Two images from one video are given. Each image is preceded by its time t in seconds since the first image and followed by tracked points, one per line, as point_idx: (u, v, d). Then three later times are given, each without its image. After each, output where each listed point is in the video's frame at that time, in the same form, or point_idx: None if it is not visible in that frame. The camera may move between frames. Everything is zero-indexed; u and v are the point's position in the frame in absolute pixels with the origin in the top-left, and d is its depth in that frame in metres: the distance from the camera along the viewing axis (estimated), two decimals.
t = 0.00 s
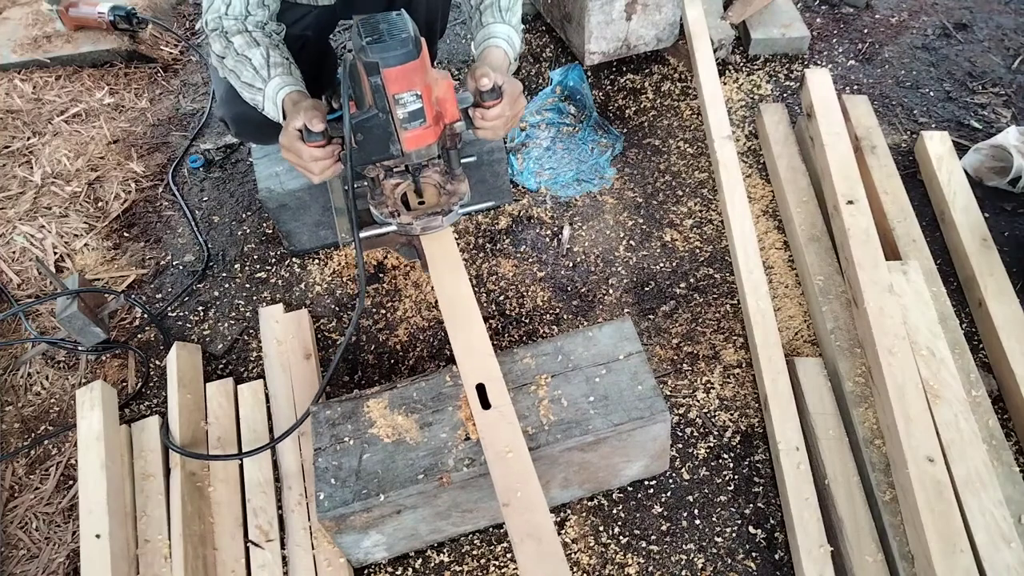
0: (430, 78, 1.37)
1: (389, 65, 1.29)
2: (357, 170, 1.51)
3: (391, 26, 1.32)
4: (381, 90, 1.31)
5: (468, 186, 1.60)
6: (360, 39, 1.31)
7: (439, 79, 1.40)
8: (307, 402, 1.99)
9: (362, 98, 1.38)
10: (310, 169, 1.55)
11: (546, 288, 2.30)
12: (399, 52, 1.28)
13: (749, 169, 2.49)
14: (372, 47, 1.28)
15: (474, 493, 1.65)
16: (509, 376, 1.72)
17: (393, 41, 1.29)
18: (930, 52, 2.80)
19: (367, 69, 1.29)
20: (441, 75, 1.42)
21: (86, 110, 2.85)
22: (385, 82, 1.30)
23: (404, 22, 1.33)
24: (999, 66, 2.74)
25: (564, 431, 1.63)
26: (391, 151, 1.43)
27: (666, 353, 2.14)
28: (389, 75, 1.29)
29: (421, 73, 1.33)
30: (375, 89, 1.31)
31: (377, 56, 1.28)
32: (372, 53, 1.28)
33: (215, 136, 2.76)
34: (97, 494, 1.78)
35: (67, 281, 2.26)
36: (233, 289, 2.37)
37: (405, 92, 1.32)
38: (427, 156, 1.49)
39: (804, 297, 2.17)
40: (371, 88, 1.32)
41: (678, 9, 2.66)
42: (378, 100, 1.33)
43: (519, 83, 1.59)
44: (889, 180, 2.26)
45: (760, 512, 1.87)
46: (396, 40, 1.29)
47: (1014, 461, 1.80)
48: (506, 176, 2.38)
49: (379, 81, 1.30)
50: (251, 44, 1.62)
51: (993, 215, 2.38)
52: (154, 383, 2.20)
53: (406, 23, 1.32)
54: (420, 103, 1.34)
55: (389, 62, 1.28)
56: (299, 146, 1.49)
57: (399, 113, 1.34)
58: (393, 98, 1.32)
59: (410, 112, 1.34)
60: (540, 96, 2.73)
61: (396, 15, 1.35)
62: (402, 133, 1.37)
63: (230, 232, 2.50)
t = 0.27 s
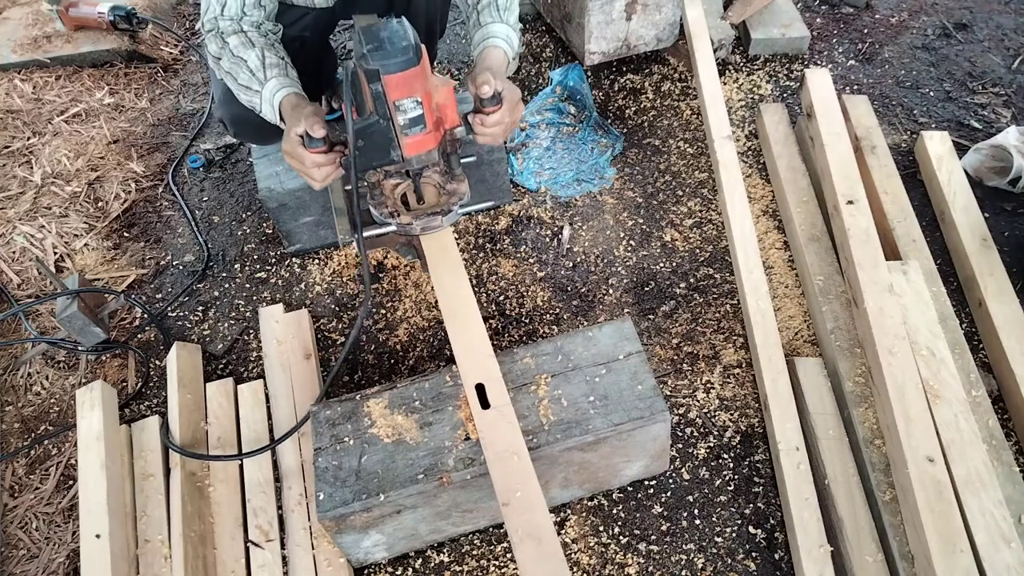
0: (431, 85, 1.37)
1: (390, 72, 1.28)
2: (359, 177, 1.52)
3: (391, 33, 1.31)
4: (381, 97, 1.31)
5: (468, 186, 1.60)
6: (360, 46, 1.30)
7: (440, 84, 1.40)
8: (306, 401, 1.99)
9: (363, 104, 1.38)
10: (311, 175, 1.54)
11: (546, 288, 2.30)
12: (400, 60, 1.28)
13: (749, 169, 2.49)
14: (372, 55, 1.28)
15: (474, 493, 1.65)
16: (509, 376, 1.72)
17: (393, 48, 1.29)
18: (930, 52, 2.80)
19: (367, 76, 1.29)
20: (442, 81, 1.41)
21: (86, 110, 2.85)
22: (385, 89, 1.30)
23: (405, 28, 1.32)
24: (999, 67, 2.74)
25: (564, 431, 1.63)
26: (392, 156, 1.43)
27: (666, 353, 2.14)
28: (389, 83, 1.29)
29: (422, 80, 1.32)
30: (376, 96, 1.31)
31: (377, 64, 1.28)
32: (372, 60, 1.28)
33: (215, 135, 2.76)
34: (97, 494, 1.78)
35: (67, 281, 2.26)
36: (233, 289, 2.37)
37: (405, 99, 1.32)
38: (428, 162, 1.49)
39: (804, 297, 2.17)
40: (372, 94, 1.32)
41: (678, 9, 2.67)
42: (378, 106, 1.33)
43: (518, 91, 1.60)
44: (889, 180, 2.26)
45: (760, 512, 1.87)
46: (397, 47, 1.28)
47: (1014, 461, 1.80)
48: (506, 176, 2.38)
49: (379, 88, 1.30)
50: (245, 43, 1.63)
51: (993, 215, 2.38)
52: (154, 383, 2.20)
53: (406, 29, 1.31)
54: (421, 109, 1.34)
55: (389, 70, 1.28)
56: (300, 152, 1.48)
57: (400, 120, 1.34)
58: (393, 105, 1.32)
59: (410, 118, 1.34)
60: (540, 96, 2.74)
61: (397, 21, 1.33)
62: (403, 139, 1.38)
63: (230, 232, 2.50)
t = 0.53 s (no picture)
0: (435, 97, 1.37)
1: (395, 85, 1.27)
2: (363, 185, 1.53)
3: (396, 46, 1.30)
4: (386, 109, 1.31)
5: (468, 185, 1.60)
6: (365, 59, 1.29)
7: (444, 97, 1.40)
8: (306, 401, 1.98)
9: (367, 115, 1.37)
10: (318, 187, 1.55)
11: (547, 288, 2.30)
12: (405, 73, 1.27)
13: (748, 169, 2.49)
14: (378, 67, 1.27)
15: (474, 493, 1.65)
16: (510, 376, 1.72)
17: (398, 61, 1.28)
18: (930, 52, 2.80)
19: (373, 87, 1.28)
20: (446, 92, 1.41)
21: (86, 110, 2.85)
22: (391, 101, 1.29)
23: (410, 41, 1.31)
24: (999, 67, 2.74)
25: (564, 432, 1.63)
26: (396, 167, 1.43)
27: (666, 353, 2.14)
28: (395, 95, 1.28)
29: (427, 92, 1.32)
30: (381, 108, 1.31)
31: (382, 76, 1.27)
32: (378, 73, 1.27)
33: (215, 135, 2.76)
34: (97, 494, 1.78)
35: (67, 281, 2.26)
36: (233, 289, 2.37)
37: (410, 111, 1.32)
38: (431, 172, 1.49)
39: (805, 297, 2.17)
40: (376, 106, 1.32)
41: (678, 9, 2.67)
42: (383, 118, 1.33)
43: (520, 102, 1.60)
44: (889, 179, 2.26)
45: (760, 512, 1.87)
46: (402, 60, 1.28)
47: (1014, 461, 1.80)
48: (505, 176, 2.38)
49: (385, 100, 1.30)
50: (249, 45, 1.62)
51: (993, 215, 2.38)
52: (154, 383, 2.20)
53: (412, 42, 1.30)
54: (425, 121, 1.34)
55: (394, 83, 1.27)
56: (306, 164, 1.49)
57: (404, 131, 1.34)
58: (398, 117, 1.32)
59: (414, 129, 1.34)
60: (540, 96, 2.73)
61: (403, 34, 1.33)
62: (406, 150, 1.38)
63: (230, 232, 2.50)
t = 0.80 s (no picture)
0: (430, 74, 1.37)
1: (389, 61, 1.28)
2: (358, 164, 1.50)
3: (390, 22, 1.32)
4: (381, 86, 1.31)
5: (467, 183, 1.61)
6: (360, 35, 1.30)
7: (438, 74, 1.40)
8: (306, 401, 1.98)
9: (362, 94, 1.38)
10: (313, 164, 1.54)
11: (547, 288, 2.30)
12: (399, 48, 1.28)
13: (748, 169, 2.49)
14: (372, 43, 1.28)
15: (474, 493, 1.65)
16: (510, 376, 1.72)
17: (392, 37, 1.29)
18: (930, 52, 2.80)
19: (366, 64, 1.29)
20: (441, 71, 1.42)
21: (86, 110, 2.85)
22: (385, 77, 1.30)
23: (404, 18, 1.33)
24: (998, 67, 2.74)
25: (564, 432, 1.63)
26: (390, 146, 1.42)
27: (666, 353, 2.14)
28: (389, 71, 1.29)
29: (421, 69, 1.33)
30: (375, 85, 1.31)
31: (377, 52, 1.28)
32: (372, 49, 1.28)
33: (215, 135, 2.76)
34: (97, 494, 1.78)
35: (67, 281, 2.26)
36: (233, 289, 2.37)
37: (404, 88, 1.32)
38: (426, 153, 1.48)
39: (805, 297, 2.17)
40: (371, 83, 1.32)
41: (678, 9, 2.67)
42: (378, 96, 1.33)
43: (517, 80, 1.60)
44: (889, 179, 2.26)
45: (760, 512, 1.87)
46: (396, 36, 1.29)
47: (1014, 461, 1.80)
48: (505, 176, 2.38)
49: (379, 77, 1.30)
50: (242, 36, 1.63)
51: (993, 215, 2.38)
52: (154, 383, 2.20)
53: (406, 19, 1.32)
54: (420, 99, 1.34)
55: (389, 59, 1.28)
56: (300, 141, 1.49)
57: (399, 109, 1.34)
58: (393, 94, 1.32)
59: (410, 107, 1.34)
60: (540, 96, 2.74)
61: (396, 11, 1.35)
62: (402, 129, 1.37)
63: (230, 232, 2.50)
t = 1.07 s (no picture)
0: (429, 73, 1.37)
1: (389, 58, 1.28)
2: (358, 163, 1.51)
3: (391, 21, 1.32)
4: (381, 84, 1.31)
5: (466, 181, 1.61)
6: (359, 33, 1.30)
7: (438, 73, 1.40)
8: (306, 401, 1.98)
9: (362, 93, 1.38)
10: (313, 164, 1.54)
11: (547, 288, 2.30)
12: (399, 47, 1.28)
13: (748, 169, 2.49)
14: (372, 41, 1.28)
15: (474, 493, 1.65)
16: (510, 376, 1.72)
17: (392, 35, 1.29)
18: (930, 52, 2.80)
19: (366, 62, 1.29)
20: (440, 69, 1.41)
21: (86, 110, 2.85)
22: (385, 75, 1.30)
23: (404, 16, 1.33)
24: (998, 67, 2.75)
25: (564, 432, 1.63)
26: (390, 145, 1.42)
27: (666, 353, 2.14)
28: (389, 69, 1.29)
29: (420, 67, 1.33)
30: (375, 83, 1.31)
31: (376, 50, 1.28)
32: (372, 47, 1.28)
33: (215, 135, 2.76)
34: (97, 493, 1.78)
35: (67, 281, 2.26)
36: (233, 289, 2.37)
37: (404, 86, 1.32)
38: (426, 151, 1.48)
39: (805, 297, 2.17)
40: (371, 81, 1.32)
41: (678, 9, 2.67)
42: (378, 94, 1.33)
43: (516, 79, 1.60)
44: (889, 179, 2.26)
45: (760, 512, 1.87)
46: (396, 34, 1.29)
47: (1014, 461, 1.80)
48: (505, 176, 2.38)
49: (379, 75, 1.30)
50: (242, 36, 1.63)
51: (993, 215, 2.38)
52: (154, 383, 2.20)
53: (406, 17, 1.32)
54: (419, 97, 1.34)
55: (388, 57, 1.28)
56: (300, 139, 1.49)
57: (399, 107, 1.33)
58: (392, 92, 1.32)
59: (409, 105, 1.34)
60: (540, 96, 2.74)
61: (396, 9, 1.34)
62: (401, 127, 1.37)
63: (230, 232, 2.50)
